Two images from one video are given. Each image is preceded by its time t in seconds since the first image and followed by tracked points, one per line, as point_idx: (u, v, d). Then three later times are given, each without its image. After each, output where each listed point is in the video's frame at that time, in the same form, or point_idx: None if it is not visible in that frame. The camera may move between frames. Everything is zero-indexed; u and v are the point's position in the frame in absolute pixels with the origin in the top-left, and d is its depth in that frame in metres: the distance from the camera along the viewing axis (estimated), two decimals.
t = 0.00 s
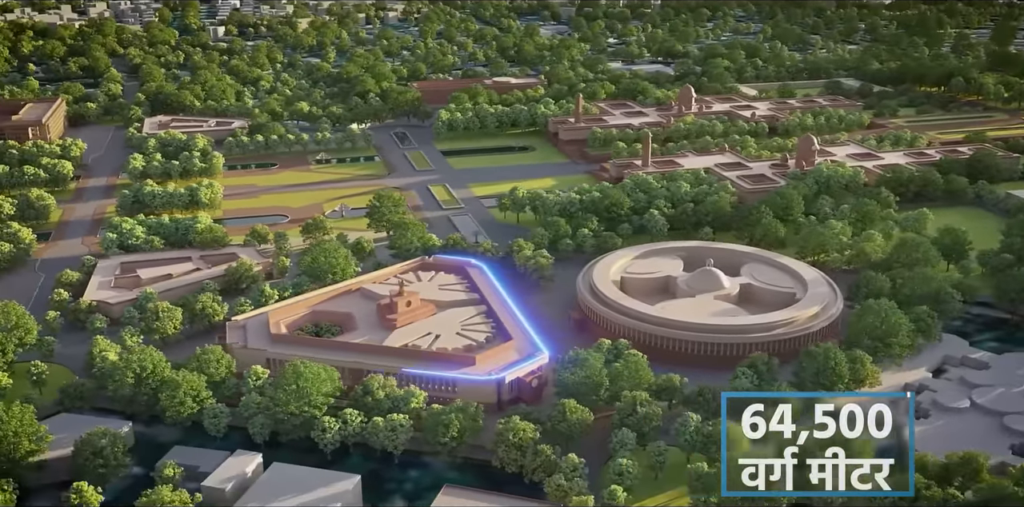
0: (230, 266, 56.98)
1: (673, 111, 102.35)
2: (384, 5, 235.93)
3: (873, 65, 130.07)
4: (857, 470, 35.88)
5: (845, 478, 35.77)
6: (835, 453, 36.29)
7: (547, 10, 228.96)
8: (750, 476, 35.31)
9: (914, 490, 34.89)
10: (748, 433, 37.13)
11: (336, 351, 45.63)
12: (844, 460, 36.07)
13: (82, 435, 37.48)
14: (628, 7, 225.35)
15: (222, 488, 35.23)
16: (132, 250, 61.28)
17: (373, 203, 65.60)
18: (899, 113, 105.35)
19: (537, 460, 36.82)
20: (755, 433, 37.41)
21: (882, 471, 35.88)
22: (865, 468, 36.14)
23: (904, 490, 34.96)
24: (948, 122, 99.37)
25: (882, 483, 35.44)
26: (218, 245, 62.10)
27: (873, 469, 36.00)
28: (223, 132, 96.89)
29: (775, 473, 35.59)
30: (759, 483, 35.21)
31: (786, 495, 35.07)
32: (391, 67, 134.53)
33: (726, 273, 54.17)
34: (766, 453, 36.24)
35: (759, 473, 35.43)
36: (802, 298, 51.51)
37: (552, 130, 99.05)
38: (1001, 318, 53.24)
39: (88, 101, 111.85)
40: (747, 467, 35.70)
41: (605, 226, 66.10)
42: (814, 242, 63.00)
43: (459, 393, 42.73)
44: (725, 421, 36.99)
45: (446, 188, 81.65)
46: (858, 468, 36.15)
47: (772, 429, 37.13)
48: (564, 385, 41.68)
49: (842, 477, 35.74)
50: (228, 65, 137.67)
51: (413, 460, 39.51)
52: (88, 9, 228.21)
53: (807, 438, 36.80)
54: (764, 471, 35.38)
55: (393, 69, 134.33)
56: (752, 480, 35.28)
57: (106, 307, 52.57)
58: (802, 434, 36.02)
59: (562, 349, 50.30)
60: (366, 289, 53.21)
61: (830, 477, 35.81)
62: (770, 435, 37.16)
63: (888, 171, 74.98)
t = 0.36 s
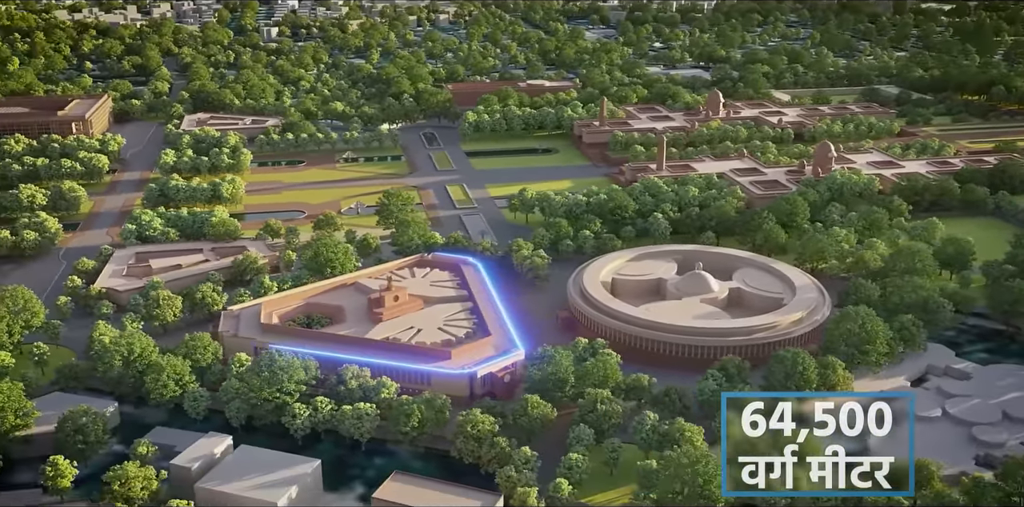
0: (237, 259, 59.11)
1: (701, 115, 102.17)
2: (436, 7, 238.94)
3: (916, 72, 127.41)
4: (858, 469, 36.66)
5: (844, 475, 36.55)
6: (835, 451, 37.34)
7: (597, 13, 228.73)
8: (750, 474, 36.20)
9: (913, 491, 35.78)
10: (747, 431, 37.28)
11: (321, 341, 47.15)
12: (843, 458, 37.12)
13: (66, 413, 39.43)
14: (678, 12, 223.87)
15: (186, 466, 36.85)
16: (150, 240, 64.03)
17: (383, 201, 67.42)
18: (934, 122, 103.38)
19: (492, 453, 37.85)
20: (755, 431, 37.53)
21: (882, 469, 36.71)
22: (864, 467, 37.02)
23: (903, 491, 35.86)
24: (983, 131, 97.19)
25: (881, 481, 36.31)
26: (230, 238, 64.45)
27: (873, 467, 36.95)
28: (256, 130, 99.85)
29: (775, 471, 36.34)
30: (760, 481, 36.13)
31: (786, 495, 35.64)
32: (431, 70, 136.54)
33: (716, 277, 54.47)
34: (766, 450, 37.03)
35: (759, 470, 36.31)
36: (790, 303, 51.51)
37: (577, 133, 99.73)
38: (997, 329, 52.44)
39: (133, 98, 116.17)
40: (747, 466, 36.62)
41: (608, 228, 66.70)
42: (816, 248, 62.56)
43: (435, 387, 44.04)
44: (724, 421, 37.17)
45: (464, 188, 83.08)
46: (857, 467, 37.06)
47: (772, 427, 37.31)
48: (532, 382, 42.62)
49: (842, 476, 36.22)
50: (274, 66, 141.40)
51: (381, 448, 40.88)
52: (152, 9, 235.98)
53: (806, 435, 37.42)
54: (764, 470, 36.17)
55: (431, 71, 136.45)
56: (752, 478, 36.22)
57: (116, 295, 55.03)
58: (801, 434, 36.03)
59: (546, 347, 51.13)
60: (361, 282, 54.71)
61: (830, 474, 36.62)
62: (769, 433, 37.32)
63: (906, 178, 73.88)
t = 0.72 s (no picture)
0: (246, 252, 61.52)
1: (727, 121, 102.12)
2: (486, 11, 241.43)
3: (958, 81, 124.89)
4: (858, 470, 37.48)
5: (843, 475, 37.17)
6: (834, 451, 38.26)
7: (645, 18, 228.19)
8: (750, 474, 36.58)
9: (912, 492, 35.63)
10: (747, 431, 37.90)
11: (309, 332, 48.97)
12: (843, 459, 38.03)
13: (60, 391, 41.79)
14: (727, 17, 222.19)
15: (165, 444, 38.88)
16: (170, 233, 66.91)
17: (393, 200, 69.34)
18: (968, 131, 101.46)
19: (454, 442, 39.20)
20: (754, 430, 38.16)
21: (882, 469, 37.46)
22: (863, 467, 37.93)
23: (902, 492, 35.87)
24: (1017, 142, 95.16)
25: (881, 481, 36.95)
26: (245, 232, 66.96)
27: (872, 468, 37.70)
28: (289, 129, 102.83)
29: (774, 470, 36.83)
30: (760, 481, 36.46)
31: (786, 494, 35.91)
32: (468, 73, 138.52)
33: (707, 280, 54.96)
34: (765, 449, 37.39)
35: (758, 470, 36.70)
36: (776, 308, 51.79)
37: (601, 137, 100.48)
38: (989, 340, 51.98)
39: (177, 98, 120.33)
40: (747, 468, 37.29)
41: (612, 231, 67.52)
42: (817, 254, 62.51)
43: (412, 379, 45.50)
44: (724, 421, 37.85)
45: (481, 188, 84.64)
46: (856, 467, 37.95)
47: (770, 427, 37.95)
48: (504, 375, 43.83)
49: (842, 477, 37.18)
50: (317, 68, 144.86)
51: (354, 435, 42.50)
52: (212, 11, 242.76)
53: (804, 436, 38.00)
54: (763, 469, 36.61)
55: (468, 75, 138.36)
56: (752, 477, 36.55)
57: (129, 283, 57.83)
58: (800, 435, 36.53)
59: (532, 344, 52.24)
60: (358, 277, 56.51)
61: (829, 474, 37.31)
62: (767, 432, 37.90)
63: (920, 186, 73.09)
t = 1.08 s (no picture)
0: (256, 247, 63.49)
1: (746, 126, 102.13)
2: (522, 15, 242.87)
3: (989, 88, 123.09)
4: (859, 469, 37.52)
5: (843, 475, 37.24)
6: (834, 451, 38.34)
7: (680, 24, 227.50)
8: (751, 473, 36.75)
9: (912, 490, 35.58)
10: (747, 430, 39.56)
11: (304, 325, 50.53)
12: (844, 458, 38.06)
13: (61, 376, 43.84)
14: (763, 22, 220.73)
15: (155, 428, 40.66)
16: (186, 228, 69.20)
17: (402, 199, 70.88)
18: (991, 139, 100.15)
19: (430, 433, 40.36)
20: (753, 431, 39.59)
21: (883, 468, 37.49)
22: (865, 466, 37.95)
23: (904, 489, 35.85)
24: None
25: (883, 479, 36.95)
26: (257, 229, 68.98)
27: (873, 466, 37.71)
28: (313, 130, 105.07)
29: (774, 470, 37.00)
30: (760, 480, 36.61)
31: (786, 494, 35.98)
32: (495, 77, 139.87)
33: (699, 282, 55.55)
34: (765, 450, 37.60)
35: (759, 470, 36.86)
36: (766, 310, 52.20)
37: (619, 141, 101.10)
38: (981, 347, 51.84)
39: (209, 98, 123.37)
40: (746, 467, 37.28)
41: (615, 233, 68.28)
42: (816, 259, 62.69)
43: (399, 372, 46.82)
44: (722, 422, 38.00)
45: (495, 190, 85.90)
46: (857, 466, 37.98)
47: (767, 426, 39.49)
48: (486, 371, 44.94)
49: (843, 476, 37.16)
50: (348, 70, 147.41)
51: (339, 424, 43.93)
52: (254, 14, 247.20)
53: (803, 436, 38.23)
54: (763, 469, 36.76)
55: (495, 78, 139.74)
56: (752, 477, 36.74)
57: (142, 275, 60.08)
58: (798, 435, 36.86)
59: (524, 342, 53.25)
60: (359, 273, 58.04)
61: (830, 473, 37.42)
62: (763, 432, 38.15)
63: (930, 193, 72.69)
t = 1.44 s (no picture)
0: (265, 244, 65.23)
1: (762, 130, 102.16)
2: (552, 18, 243.53)
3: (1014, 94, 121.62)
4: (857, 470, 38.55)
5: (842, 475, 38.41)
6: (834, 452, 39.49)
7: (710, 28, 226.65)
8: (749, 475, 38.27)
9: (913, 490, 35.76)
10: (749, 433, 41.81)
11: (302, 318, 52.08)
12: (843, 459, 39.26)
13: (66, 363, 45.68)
14: (793, 27, 219.25)
15: (151, 414, 42.40)
16: (200, 224, 71.22)
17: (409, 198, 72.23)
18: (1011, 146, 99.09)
19: (413, 424, 41.57)
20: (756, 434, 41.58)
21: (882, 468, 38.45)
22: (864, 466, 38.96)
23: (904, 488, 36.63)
24: None
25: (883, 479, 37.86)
26: (269, 226, 70.76)
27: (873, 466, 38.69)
28: (333, 131, 107.00)
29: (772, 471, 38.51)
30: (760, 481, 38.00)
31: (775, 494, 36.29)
32: (517, 80, 140.82)
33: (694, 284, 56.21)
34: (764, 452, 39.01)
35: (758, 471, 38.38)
36: (758, 312, 52.73)
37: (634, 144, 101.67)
38: (973, 352, 51.92)
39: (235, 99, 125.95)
40: (748, 468, 38.78)
41: (618, 235, 69.05)
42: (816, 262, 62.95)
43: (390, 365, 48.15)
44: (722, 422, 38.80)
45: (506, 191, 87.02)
46: (857, 467, 39.00)
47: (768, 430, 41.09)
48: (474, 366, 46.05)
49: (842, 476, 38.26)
50: (374, 73, 149.36)
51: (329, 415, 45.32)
52: (288, 17, 250.41)
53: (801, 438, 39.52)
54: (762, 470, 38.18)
55: (517, 81, 140.74)
56: (752, 478, 38.26)
57: (154, 269, 62.07)
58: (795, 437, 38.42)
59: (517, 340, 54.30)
60: (361, 269, 59.51)
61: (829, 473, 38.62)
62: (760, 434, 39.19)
63: (938, 199, 72.47)
